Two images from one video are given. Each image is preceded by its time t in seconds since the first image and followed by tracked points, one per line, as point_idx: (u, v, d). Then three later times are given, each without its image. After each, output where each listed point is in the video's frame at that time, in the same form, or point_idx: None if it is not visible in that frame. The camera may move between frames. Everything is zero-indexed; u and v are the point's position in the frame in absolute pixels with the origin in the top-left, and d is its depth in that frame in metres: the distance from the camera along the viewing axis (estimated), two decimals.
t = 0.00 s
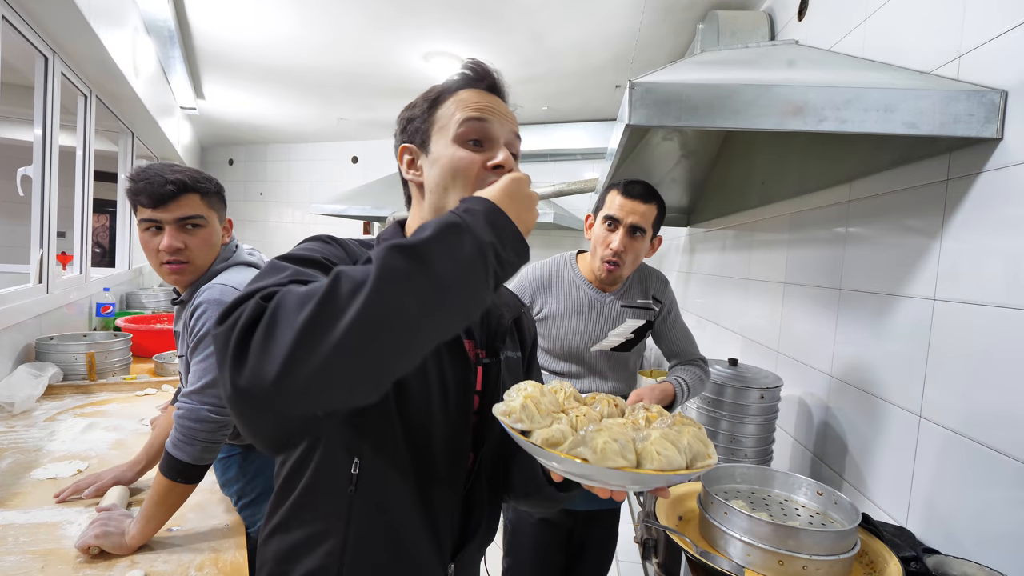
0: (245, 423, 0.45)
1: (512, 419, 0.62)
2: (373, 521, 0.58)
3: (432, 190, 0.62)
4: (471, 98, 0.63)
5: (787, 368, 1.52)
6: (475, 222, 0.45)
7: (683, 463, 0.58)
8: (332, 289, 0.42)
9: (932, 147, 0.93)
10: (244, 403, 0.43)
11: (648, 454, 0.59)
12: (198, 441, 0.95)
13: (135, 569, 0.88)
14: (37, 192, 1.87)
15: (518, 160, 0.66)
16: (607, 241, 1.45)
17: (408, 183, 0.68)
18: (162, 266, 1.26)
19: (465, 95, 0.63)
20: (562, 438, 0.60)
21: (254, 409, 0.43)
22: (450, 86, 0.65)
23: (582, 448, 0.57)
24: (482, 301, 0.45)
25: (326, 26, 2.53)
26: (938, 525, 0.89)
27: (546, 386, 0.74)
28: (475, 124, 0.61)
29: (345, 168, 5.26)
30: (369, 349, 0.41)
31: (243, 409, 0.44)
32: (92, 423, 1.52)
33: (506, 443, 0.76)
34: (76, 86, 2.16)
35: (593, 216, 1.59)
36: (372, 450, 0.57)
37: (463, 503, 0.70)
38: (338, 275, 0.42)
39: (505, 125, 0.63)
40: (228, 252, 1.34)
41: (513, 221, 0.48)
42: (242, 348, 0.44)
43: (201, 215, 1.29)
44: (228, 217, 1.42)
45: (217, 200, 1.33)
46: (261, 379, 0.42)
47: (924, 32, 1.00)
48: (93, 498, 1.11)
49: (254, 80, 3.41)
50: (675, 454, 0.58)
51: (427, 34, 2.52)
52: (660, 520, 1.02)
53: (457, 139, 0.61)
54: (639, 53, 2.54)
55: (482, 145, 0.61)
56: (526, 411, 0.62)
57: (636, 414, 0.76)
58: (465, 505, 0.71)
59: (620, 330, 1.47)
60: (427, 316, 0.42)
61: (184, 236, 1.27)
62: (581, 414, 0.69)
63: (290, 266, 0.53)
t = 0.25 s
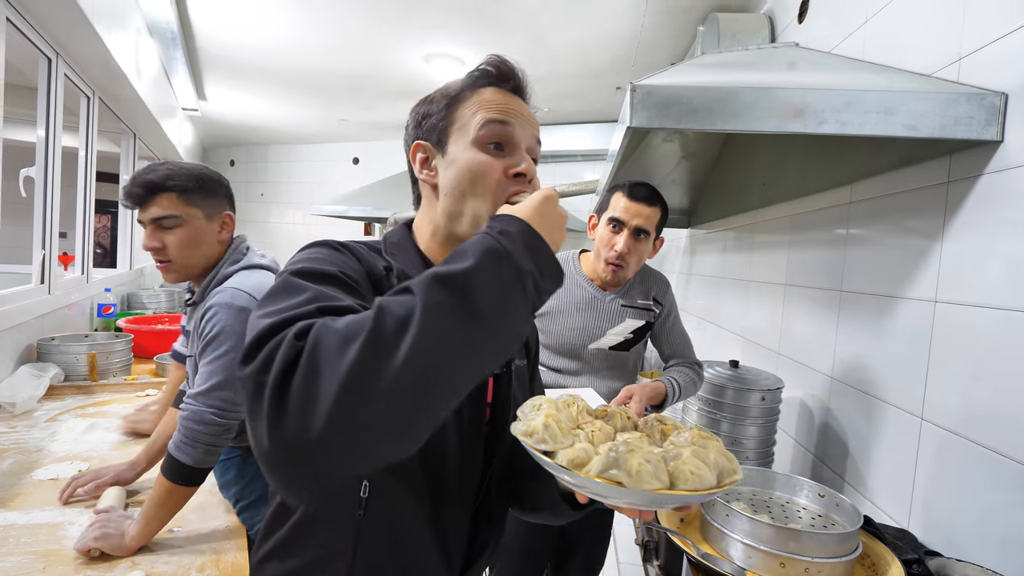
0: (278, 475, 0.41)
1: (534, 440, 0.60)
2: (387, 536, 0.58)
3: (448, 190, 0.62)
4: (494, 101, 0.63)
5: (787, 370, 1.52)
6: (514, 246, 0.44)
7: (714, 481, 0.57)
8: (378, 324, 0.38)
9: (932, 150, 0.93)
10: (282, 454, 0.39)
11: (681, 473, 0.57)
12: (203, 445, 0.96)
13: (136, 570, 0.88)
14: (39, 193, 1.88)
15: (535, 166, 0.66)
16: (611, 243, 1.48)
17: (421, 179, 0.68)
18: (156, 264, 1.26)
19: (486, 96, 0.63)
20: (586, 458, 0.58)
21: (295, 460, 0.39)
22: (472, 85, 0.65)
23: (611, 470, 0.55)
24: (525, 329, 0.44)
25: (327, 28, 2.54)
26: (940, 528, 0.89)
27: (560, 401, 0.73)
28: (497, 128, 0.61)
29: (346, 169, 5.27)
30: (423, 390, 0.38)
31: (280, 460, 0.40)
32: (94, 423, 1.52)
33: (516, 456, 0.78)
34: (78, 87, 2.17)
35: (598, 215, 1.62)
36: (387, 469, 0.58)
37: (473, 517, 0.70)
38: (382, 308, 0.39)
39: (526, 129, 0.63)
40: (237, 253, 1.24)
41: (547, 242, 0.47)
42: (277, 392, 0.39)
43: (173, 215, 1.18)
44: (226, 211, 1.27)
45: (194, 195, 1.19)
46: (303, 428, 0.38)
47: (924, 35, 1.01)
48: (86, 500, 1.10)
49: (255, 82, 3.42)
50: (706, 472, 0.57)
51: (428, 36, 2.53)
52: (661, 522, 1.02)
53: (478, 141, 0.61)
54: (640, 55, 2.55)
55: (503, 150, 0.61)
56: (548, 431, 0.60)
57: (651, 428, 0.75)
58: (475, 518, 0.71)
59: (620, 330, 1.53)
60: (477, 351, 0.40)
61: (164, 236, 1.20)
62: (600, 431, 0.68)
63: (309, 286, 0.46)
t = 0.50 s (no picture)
0: (287, 503, 0.37)
1: (552, 447, 0.60)
2: (389, 549, 0.59)
3: (457, 186, 0.61)
4: (509, 95, 0.62)
5: (787, 370, 1.52)
6: (539, 250, 0.44)
7: (740, 485, 0.56)
8: (402, 329, 0.37)
9: (934, 150, 0.93)
10: (294, 476, 0.36)
11: (708, 479, 0.56)
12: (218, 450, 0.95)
13: (137, 568, 0.88)
14: (37, 191, 1.87)
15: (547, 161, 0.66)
16: (615, 244, 1.53)
17: (429, 172, 0.67)
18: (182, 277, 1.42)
19: (499, 89, 0.62)
20: (605, 465, 0.58)
21: (310, 483, 0.36)
22: (486, 79, 0.64)
23: (632, 475, 0.55)
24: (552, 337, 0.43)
25: (327, 26, 2.53)
26: (938, 527, 0.90)
27: (572, 408, 0.73)
28: (511, 123, 0.60)
29: (345, 168, 5.26)
30: (451, 398, 0.37)
31: (291, 483, 0.36)
32: (93, 423, 1.51)
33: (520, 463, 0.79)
34: (77, 84, 2.16)
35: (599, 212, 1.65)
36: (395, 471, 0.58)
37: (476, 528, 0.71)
38: (405, 313, 0.38)
39: (540, 124, 0.62)
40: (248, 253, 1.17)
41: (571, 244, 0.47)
42: (289, 407, 0.37)
43: (150, 236, 1.29)
44: (187, 212, 1.28)
45: (152, 211, 1.26)
46: (321, 443, 0.36)
47: (926, 36, 1.01)
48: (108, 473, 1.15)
49: (254, 80, 3.41)
50: (734, 478, 0.56)
51: (428, 34, 2.53)
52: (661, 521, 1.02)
53: (490, 136, 0.60)
54: (641, 54, 2.54)
55: (515, 146, 0.61)
56: (565, 438, 0.60)
57: (665, 433, 0.75)
58: (477, 528, 0.71)
59: (618, 329, 1.61)
60: (505, 357, 0.39)
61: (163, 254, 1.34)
62: (614, 437, 0.68)
63: (316, 287, 0.45)
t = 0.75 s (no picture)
0: (254, 510, 0.37)
1: (546, 451, 0.60)
2: (379, 555, 0.59)
3: (456, 182, 0.61)
4: (510, 91, 0.62)
5: (783, 367, 1.53)
6: (533, 252, 0.43)
7: (740, 495, 0.56)
8: (384, 334, 0.37)
9: (929, 148, 0.94)
10: (268, 481, 0.36)
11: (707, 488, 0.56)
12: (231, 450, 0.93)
13: (133, 566, 0.88)
14: (31, 187, 1.85)
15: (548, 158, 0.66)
16: (605, 239, 1.59)
17: (427, 167, 0.67)
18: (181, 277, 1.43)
19: (500, 83, 0.62)
20: (601, 470, 0.58)
21: (281, 489, 0.36)
22: (488, 73, 0.64)
23: (624, 483, 0.55)
24: (541, 344, 0.43)
25: (323, 21, 2.52)
26: (931, 522, 0.91)
27: (569, 410, 0.74)
28: (511, 119, 0.60)
29: (341, 165, 5.23)
30: (430, 407, 0.36)
31: (259, 488, 0.36)
32: (88, 420, 1.51)
33: (517, 465, 0.78)
34: (69, 79, 2.14)
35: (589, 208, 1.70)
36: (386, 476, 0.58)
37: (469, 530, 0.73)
38: (388, 317, 0.37)
39: (541, 119, 0.62)
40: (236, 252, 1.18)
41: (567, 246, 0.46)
42: (263, 409, 0.37)
43: (145, 235, 1.29)
44: (179, 211, 1.26)
45: (144, 211, 1.26)
46: (294, 449, 0.36)
47: (922, 34, 1.01)
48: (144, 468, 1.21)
49: (250, 75, 3.38)
50: (734, 486, 0.56)
51: (425, 30, 2.52)
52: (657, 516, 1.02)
53: (490, 132, 0.60)
54: (639, 51, 2.54)
55: (515, 142, 0.61)
56: (559, 443, 0.61)
57: (665, 437, 0.75)
58: (471, 531, 0.73)
59: (609, 322, 1.70)
60: (489, 366, 0.39)
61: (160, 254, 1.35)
62: (612, 441, 0.68)
63: (300, 285, 0.44)
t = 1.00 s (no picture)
0: (225, 516, 0.38)
1: (537, 455, 0.60)
2: (364, 562, 0.59)
3: (453, 183, 0.61)
4: (508, 92, 0.62)
5: (780, 365, 1.54)
6: (519, 261, 0.44)
7: (733, 504, 0.56)
8: (361, 343, 0.37)
9: (926, 147, 0.94)
10: (237, 487, 0.37)
11: (698, 497, 0.56)
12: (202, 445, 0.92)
13: (134, 563, 0.89)
14: (29, 186, 1.85)
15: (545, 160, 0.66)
16: (592, 236, 1.62)
17: (425, 167, 0.67)
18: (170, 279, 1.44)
19: (499, 84, 0.62)
20: (592, 476, 0.58)
21: (250, 495, 0.36)
22: (486, 74, 0.64)
23: (614, 488, 0.55)
24: (522, 356, 0.43)
25: (321, 20, 2.51)
26: (928, 521, 0.91)
27: (563, 413, 0.74)
28: (509, 120, 0.60)
29: (340, 163, 5.23)
30: (403, 419, 0.37)
31: (229, 494, 0.37)
32: (87, 419, 1.51)
33: (510, 465, 0.79)
34: (68, 78, 2.14)
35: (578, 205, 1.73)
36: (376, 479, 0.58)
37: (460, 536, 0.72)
38: (366, 326, 0.38)
39: (539, 122, 0.62)
40: (223, 249, 1.19)
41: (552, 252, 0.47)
42: (236, 414, 0.37)
43: (134, 238, 1.30)
44: (167, 211, 1.27)
45: (133, 213, 1.26)
46: (265, 456, 0.36)
47: (919, 33, 1.01)
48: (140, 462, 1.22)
49: (248, 74, 3.38)
50: (726, 497, 0.56)
51: (423, 29, 2.51)
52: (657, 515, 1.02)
53: (488, 133, 0.60)
54: (637, 49, 2.54)
55: (513, 144, 0.61)
56: (551, 446, 0.61)
57: (660, 442, 0.76)
58: (462, 536, 0.73)
59: (598, 319, 1.74)
60: (466, 378, 0.39)
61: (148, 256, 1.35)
62: (606, 445, 0.68)
63: (284, 287, 0.44)
